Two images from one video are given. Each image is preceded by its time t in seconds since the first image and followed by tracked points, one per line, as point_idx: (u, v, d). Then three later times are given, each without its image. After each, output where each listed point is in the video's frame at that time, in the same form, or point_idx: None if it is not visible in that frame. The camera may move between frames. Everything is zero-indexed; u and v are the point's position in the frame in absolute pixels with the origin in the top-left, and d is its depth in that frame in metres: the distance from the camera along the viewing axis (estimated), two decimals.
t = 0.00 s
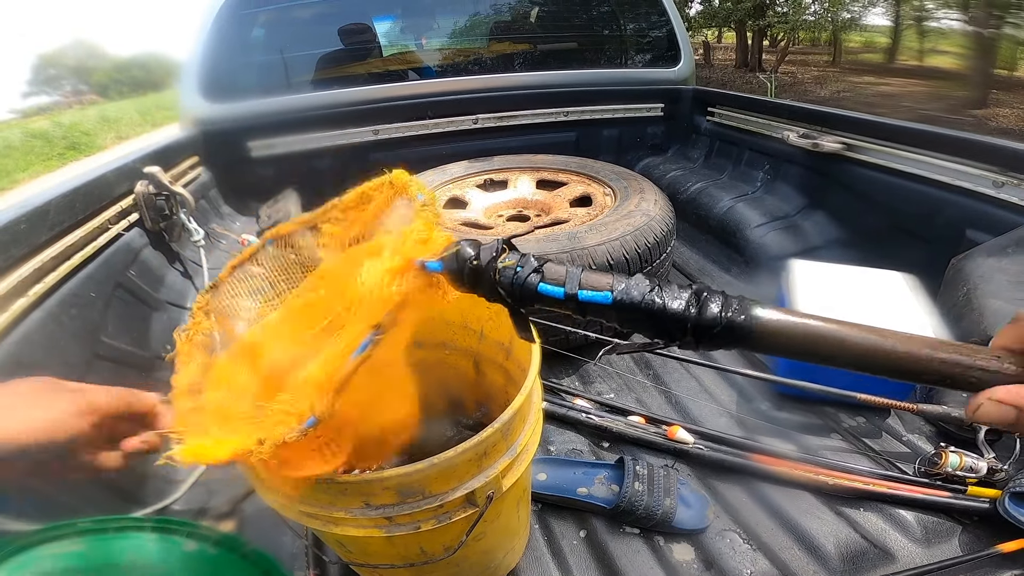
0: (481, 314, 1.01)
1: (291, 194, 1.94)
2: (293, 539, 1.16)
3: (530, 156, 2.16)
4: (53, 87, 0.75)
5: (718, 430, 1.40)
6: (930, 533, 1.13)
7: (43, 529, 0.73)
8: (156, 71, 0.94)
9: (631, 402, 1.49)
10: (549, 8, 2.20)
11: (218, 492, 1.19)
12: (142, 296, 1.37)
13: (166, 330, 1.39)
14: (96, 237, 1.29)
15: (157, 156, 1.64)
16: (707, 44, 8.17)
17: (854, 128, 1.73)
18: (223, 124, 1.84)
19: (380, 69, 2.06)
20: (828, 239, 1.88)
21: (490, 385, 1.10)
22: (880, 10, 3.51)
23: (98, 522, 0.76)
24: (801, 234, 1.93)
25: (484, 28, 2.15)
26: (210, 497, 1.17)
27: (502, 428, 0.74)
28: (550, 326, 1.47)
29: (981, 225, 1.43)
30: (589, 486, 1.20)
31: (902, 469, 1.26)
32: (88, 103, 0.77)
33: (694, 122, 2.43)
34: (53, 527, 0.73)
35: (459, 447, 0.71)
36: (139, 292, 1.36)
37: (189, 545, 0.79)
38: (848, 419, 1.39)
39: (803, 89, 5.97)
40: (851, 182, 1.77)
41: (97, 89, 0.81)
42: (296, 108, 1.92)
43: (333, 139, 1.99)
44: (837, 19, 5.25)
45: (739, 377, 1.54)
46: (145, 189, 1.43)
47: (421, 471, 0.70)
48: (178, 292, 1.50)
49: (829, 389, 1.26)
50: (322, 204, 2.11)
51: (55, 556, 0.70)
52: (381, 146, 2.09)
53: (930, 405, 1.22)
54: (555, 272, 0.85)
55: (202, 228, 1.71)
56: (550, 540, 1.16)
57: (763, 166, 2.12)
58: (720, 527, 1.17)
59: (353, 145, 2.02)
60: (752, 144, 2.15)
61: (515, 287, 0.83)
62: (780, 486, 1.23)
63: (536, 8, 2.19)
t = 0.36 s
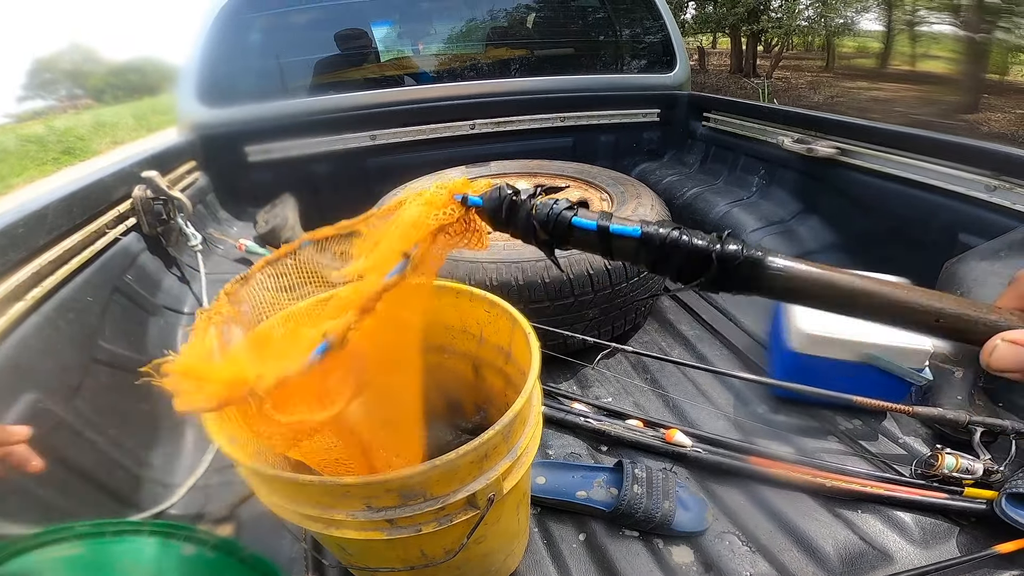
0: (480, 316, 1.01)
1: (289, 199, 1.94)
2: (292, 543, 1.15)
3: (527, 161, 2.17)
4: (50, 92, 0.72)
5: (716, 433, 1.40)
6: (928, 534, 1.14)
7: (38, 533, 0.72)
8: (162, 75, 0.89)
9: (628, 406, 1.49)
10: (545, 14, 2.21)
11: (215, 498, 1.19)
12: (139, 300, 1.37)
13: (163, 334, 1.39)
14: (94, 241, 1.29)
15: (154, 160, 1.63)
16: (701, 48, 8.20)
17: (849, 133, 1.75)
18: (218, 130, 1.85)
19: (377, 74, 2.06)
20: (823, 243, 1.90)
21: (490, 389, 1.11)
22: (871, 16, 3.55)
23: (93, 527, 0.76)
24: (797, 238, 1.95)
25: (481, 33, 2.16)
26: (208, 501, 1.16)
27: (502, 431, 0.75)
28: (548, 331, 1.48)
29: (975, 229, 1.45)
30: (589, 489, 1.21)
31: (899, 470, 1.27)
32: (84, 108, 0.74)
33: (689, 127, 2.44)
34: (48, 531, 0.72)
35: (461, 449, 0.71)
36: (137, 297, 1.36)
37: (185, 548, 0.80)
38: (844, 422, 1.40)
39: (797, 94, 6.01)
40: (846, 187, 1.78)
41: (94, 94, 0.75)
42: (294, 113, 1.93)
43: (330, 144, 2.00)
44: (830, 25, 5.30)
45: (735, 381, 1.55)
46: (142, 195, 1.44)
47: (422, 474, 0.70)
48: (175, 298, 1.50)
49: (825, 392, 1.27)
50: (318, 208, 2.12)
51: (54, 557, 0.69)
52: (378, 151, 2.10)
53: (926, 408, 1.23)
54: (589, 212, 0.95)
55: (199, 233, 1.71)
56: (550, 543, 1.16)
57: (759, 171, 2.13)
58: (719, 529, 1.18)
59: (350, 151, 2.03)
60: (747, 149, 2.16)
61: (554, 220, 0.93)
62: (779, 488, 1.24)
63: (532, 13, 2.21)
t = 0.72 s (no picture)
0: (476, 321, 1.04)
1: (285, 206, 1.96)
2: (292, 546, 1.16)
3: (521, 168, 2.20)
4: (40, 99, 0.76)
5: (708, 434, 1.43)
6: (917, 532, 1.17)
7: (41, 536, 0.73)
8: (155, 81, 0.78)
9: (623, 409, 1.51)
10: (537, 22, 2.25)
11: (215, 502, 1.20)
12: (137, 308, 1.38)
13: (161, 341, 1.40)
14: (93, 248, 1.31)
15: (151, 167, 1.65)
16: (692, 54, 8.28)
17: (836, 140, 1.79)
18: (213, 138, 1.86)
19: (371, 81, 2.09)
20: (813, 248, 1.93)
21: (485, 392, 1.13)
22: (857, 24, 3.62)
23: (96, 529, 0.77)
24: (786, 243, 1.98)
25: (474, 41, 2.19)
26: (208, 505, 1.17)
27: (501, 431, 0.77)
28: (543, 335, 1.50)
29: (959, 233, 1.48)
30: (585, 490, 1.23)
31: (888, 470, 1.30)
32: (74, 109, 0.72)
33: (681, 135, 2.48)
34: (53, 534, 0.73)
35: (461, 448, 0.73)
36: (135, 303, 1.38)
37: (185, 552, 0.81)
38: (833, 423, 1.43)
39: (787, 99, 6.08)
40: (835, 192, 1.82)
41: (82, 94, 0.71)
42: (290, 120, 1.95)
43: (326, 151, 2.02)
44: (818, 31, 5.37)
45: (727, 383, 1.58)
46: (140, 202, 1.47)
47: (423, 473, 0.72)
48: (172, 305, 1.51)
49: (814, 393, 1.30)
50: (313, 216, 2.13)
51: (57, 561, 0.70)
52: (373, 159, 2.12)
53: (913, 408, 1.26)
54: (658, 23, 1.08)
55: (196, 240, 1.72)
56: (548, 544, 1.18)
57: (749, 177, 2.17)
58: (713, 528, 1.20)
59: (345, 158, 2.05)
60: (736, 155, 2.20)
61: (628, 13, 1.06)
62: (772, 488, 1.27)
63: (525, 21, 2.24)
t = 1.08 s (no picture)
0: (472, 327, 1.05)
1: (277, 213, 1.96)
2: (291, 550, 1.17)
3: (512, 174, 2.22)
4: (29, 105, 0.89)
5: (700, 436, 1.46)
6: (905, 530, 1.20)
7: (38, 542, 0.73)
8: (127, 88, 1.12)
9: (615, 412, 1.53)
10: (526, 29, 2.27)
11: (212, 508, 1.21)
12: (131, 317, 1.38)
13: (155, 350, 1.40)
14: (86, 257, 1.31)
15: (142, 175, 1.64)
16: (679, 60, 8.36)
17: (821, 145, 1.83)
18: (205, 146, 1.87)
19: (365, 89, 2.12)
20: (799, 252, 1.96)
21: (481, 396, 1.14)
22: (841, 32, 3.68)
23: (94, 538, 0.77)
24: (774, 248, 2.01)
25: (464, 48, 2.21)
26: (205, 512, 1.18)
27: (498, 433, 0.78)
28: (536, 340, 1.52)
29: (941, 237, 1.52)
30: (580, 492, 1.25)
31: (875, 469, 1.33)
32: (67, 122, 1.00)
33: (668, 141, 2.52)
34: (49, 541, 0.73)
35: (460, 449, 0.74)
36: (128, 312, 1.38)
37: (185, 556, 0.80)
38: (821, 424, 1.46)
39: (774, 104, 6.16)
40: (820, 197, 1.86)
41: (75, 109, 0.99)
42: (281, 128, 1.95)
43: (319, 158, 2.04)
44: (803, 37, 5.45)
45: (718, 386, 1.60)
46: (132, 210, 1.48)
47: (422, 475, 0.73)
48: (165, 314, 1.51)
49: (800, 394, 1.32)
50: (305, 222, 2.13)
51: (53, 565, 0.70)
52: (365, 167, 2.13)
53: (899, 409, 1.29)
54: None
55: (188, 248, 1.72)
56: (544, 546, 1.19)
57: (736, 182, 2.21)
58: (706, 528, 1.22)
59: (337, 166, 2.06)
60: (724, 161, 2.24)
61: None
62: (763, 488, 1.29)
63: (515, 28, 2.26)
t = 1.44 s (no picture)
0: (454, 328, 1.05)
1: (258, 218, 1.95)
2: (274, 554, 1.16)
3: (494, 178, 2.22)
4: None
5: (682, 435, 1.47)
6: (885, 525, 1.22)
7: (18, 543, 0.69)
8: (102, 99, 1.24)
9: (599, 413, 1.54)
10: (509, 33, 2.29)
11: (193, 513, 1.19)
12: (109, 323, 1.36)
13: (134, 356, 1.38)
14: (59, 264, 1.28)
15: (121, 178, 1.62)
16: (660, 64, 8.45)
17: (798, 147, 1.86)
18: (185, 150, 1.85)
19: (346, 92, 2.10)
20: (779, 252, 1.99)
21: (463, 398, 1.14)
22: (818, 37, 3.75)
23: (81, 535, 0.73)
24: (754, 248, 2.04)
25: (446, 52, 2.21)
26: (186, 517, 1.17)
27: (477, 432, 0.79)
28: (520, 342, 1.53)
29: (914, 236, 1.56)
30: (564, 492, 1.25)
31: (853, 465, 1.35)
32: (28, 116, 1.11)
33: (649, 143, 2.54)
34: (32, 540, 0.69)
35: (438, 448, 0.74)
36: (105, 318, 1.36)
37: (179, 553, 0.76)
38: (800, 421, 1.48)
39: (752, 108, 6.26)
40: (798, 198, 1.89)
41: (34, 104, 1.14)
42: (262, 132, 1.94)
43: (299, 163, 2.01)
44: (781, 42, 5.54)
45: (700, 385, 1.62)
46: (108, 215, 1.44)
47: (400, 474, 0.73)
48: (143, 320, 1.49)
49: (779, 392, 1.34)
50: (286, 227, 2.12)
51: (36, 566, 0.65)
52: (347, 171, 2.12)
53: (876, 406, 1.32)
54: None
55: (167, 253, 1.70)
56: (529, 547, 1.19)
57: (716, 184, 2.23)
58: (690, 527, 1.23)
59: (319, 170, 2.05)
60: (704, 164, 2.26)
61: None
62: (746, 485, 1.31)
63: (498, 32, 2.28)
